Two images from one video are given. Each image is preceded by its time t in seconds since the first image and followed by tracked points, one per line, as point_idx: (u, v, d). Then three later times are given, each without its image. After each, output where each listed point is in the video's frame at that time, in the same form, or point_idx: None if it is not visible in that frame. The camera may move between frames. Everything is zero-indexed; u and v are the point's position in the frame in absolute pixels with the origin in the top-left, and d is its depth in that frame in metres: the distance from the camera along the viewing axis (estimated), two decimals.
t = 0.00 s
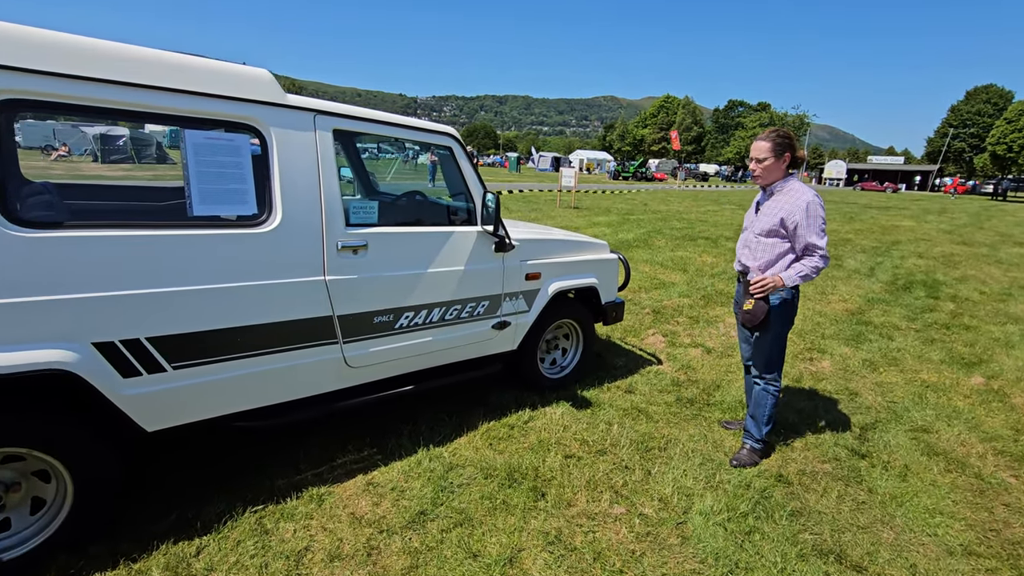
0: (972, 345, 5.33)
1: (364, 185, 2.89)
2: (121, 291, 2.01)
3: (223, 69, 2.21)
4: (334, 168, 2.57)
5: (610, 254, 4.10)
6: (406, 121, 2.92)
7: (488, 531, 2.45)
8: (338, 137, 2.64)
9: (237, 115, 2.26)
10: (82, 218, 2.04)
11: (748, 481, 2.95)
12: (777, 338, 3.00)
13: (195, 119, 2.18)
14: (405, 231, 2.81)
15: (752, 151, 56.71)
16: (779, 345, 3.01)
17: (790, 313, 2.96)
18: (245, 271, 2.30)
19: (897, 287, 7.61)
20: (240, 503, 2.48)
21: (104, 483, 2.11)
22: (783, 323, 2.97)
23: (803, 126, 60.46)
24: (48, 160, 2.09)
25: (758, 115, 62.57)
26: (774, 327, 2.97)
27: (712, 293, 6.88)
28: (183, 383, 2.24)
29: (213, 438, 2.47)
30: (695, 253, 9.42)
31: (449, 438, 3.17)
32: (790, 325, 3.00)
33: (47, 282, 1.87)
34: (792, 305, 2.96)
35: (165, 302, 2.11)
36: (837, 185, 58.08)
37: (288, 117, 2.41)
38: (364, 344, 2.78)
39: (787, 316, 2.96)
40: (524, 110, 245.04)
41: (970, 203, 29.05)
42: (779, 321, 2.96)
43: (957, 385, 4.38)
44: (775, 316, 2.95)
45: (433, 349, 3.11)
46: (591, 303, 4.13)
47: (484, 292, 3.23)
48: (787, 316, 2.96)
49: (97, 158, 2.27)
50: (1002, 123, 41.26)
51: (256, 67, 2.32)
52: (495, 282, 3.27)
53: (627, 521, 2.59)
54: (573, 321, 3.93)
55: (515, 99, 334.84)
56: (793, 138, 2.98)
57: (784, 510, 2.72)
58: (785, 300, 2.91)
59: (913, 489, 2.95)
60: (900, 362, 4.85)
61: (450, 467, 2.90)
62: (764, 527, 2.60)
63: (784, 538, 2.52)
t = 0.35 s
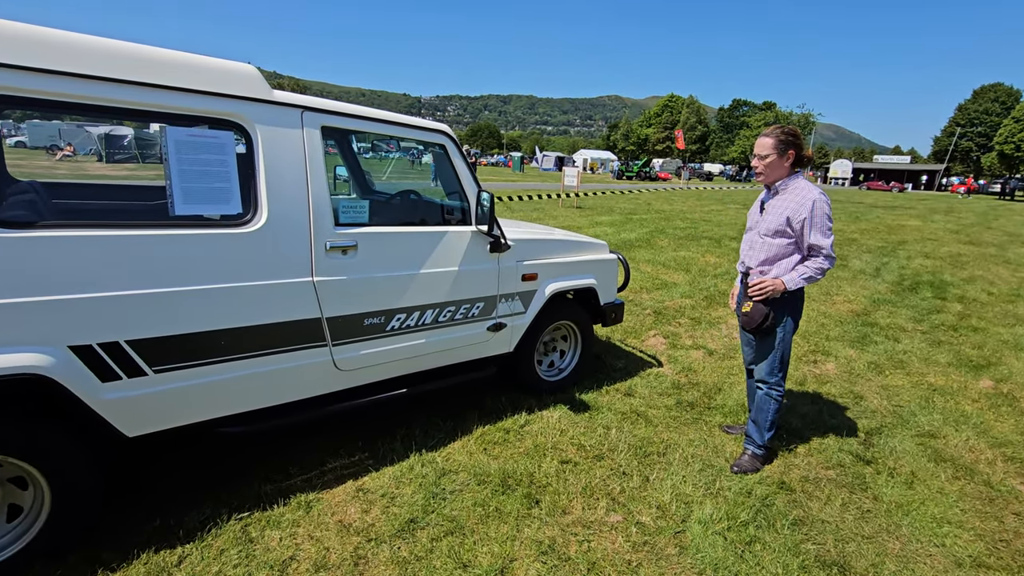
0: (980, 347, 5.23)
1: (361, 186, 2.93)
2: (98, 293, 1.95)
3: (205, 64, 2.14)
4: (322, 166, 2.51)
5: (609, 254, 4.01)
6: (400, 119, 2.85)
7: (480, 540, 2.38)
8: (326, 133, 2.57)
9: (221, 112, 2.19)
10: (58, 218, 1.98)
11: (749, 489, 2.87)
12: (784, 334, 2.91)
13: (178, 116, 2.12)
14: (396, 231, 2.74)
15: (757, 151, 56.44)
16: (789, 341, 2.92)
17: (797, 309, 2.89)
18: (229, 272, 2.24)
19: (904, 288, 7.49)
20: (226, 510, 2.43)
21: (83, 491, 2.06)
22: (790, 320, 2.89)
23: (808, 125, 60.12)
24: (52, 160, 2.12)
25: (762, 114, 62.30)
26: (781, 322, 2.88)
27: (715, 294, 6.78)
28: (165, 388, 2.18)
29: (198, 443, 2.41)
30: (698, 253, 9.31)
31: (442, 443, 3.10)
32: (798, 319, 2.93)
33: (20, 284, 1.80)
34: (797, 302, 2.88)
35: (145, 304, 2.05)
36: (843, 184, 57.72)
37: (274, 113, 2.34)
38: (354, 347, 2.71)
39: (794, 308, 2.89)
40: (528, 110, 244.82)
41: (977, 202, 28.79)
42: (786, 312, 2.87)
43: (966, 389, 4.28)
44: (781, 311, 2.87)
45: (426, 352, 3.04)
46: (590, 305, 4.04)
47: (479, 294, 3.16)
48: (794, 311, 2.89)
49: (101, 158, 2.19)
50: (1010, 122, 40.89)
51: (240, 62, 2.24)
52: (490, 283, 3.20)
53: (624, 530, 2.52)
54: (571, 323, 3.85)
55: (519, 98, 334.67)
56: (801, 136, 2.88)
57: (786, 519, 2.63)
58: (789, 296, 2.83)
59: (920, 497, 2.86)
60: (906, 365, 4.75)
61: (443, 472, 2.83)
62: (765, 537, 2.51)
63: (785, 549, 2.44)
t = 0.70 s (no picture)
0: (986, 351, 5.16)
1: (359, 186, 2.88)
2: (89, 297, 1.92)
3: (199, 64, 2.11)
4: (318, 168, 2.47)
5: (611, 257, 3.97)
6: (398, 120, 2.82)
7: (477, 548, 2.34)
8: (323, 135, 2.53)
9: (214, 113, 2.16)
10: (49, 220, 1.95)
11: (752, 495, 2.83)
12: (790, 339, 2.85)
13: (171, 117, 2.09)
14: (394, 233, 2.71)
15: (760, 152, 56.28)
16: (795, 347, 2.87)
17: (804, 314, 2.85)
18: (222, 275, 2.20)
19: (909, 291, 7.42)
20: (220, 516, 2.40)
21: (75, 498, 2.03)
22: (796, 326, 2.85)
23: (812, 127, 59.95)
24: (57, 161, 2.13)
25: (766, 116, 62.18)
26: (788, 326, 2.83)
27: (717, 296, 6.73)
28: (158, 393, 2.15)
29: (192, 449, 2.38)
30: (701, 255, 9.26)
31: (440, 448, 3.07)
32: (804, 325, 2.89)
33: (8, 287, 1.77)
34: (803, 307, 2.84)
35: (138, 308, 2.02)
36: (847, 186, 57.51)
37: (269, 114, 2.31)
38: (351, 351, 2.68)
39: (800, 313, 2.84)
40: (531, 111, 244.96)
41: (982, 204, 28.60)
42: (791, 318, 2.83)
43: (972, 393, 4.22)
44: (785, 316, 2.83)
45: (424, 356, 3.00)
46: (591, 308, 4.00)
47: (477, 297, 3.13)
48: (801, 317, 2.84)
49: (104, 158, 2.17)
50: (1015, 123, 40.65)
51: (235, 62, 2.21)
52: (489, 286, 3.16)
53: (624, 537, 2.48)
54: (571, 326, 3.81)
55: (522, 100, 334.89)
56: (808, 138, 2.84)
57: (790, 527, 2.59)
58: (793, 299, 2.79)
59: (926, 505, 2.81)
60: (912, 369, 4.69)
61: (441, 478, 2.79)
62: (767, 545, 2.47)
63: (789, 558, 2.39)
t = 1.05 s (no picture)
0: (991, 352, 5.12)
1: (361, 187, 2.87)
2: (89, 298, 1.92)
3: (199, 65, 2.11)
4: (318, 168, 2.47)
5: (612, 258, 3.96)
6: (399, 121, 2.81)
7: (478, 550, 2.33)
8: (324, 135, 2.53)
9: (214, 114, 2.16)
10: (48, 221, 1.95)
11: (754, 498, 2.81)
12: (797, 340, 2.84)
13: (171, 117, 2.08)
14: (394, 234, 2.70)
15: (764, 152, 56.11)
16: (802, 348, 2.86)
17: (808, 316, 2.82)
18: (222, 276, 2.20)
19: (913, 291, 7.38)
20: (220, 517, 2.40)
21: (75, 499, 2.02)
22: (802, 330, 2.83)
23: (815, 126, 59.74)
24: (62, 160, 2.11)
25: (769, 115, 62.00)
26: (795, 333, 2.83)
27: (720, 297, 6.71)
28: (157, 394, 2.15)
29: (191, 450, 2.38)
30: (704, 255, 9.23)
31: (441, 449, 3.06)
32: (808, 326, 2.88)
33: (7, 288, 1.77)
34: (808, 310, 2.82)
35: (137, 309, 2.02)
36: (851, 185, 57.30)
37: (269, 115, 2.30)
38: (351, 352, 2.67)
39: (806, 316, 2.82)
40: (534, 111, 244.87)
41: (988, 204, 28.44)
42: (797, 324, 2.82)
43: (977, 395, 4.19)
44: (791, 320, 2.81)
45: (424, 357, 2.99)
46: (592, 309, 3.99)
47: (478, 298, 3.12)
48: (806, 320, 2.83)
49: (109, 159, 2.18)
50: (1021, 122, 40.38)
51: (235, 63, 2.21)
52: (490, 286, 3.15)
53: (625, 540, 2.46)
54: (573, 327, 3.80)
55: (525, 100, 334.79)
56: (811, 139, 2.82)
57: (792, 530, 2.57)
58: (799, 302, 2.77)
59: (930, 508, 2.78)
60: (916, 370, 4.66)
61: (441, 479, 2.78)
62: (769, 548, 2.45)
63: (791, 562, 2.38)
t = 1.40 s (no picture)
0: (997, 353, 5.09)
1: (362, 186, 2.84)
2: (89, 298, 1.92)
3: (200, 64, 2.10)
4: (319, 167, 2.46)
5: (615, 257, 3.94)
6: (402, 121, 2.81)
7: (479, 550, 2.32)
8: (325, 135, 2.52)
9: (215, 113, 2.15)
10: (49, 221, 1.95)
11: (757, 499, 2.79)
12: (796, 339, 2.83)
13: (171, 117, 2.08)
14: (395, 234, 2.69)
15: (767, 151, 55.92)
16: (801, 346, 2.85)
17: (807, 319, 2.81)
18: (222, 276, 2.20)
19: (918, 291, 7.34)
20: (221, 517, 2.39)
21: (75, 498, 2.03)
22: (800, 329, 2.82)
23: (820, 126, 59.52)
24: (66, 160, 2.11)
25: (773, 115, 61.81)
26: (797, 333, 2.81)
27: (723, 297, 6.68)
28: (158, 393, 2.14)
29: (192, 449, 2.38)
30: (707, 255, 9.20)
31: (442, 449, 3.05)
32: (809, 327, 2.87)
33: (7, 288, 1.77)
34: (809, 313, 2.80)
35: (137, 308, 2.02)
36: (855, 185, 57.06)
37: (270, 115, 2.30)
38: (352, 352, 2.66)
39: (806, 318, 2.81)
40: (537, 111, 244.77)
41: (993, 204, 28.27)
42: (797, 324, 2.80)
43: (982, 396, 4.16)
44: (791, 321, 2.80)
45: (425, 357, 2.98)
46: (595, 309, 3.97)
47: (480, 297, 3.11)
48: (807, 321, 2.81)
49: (114, 158, 2.15)
50: None
51: (236, 62, 2.20)
52: (492, 286, 3.14)
53: (627, 541, 2.45)
54: (575, 327, 3.78)
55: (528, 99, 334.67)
56: (813, 139, 2.80)
57: (795, 532, 2.56)
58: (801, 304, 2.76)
59: (935, 510, 2.76)
60: (920, 371, 4.63)
61: (442, 480, 2.78)
62: (772, 550, 2.44)
63: (794, 564, 2.36)
